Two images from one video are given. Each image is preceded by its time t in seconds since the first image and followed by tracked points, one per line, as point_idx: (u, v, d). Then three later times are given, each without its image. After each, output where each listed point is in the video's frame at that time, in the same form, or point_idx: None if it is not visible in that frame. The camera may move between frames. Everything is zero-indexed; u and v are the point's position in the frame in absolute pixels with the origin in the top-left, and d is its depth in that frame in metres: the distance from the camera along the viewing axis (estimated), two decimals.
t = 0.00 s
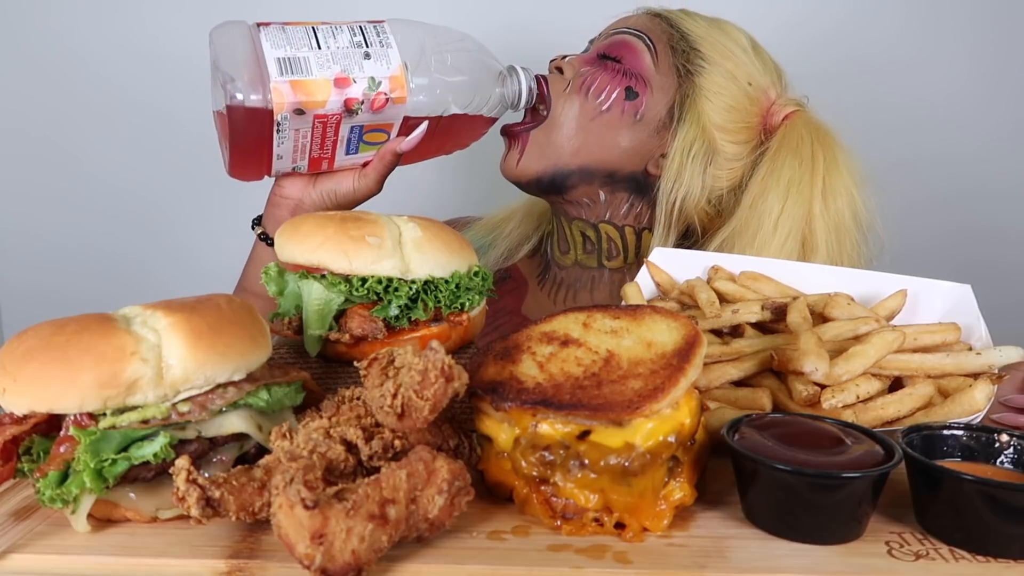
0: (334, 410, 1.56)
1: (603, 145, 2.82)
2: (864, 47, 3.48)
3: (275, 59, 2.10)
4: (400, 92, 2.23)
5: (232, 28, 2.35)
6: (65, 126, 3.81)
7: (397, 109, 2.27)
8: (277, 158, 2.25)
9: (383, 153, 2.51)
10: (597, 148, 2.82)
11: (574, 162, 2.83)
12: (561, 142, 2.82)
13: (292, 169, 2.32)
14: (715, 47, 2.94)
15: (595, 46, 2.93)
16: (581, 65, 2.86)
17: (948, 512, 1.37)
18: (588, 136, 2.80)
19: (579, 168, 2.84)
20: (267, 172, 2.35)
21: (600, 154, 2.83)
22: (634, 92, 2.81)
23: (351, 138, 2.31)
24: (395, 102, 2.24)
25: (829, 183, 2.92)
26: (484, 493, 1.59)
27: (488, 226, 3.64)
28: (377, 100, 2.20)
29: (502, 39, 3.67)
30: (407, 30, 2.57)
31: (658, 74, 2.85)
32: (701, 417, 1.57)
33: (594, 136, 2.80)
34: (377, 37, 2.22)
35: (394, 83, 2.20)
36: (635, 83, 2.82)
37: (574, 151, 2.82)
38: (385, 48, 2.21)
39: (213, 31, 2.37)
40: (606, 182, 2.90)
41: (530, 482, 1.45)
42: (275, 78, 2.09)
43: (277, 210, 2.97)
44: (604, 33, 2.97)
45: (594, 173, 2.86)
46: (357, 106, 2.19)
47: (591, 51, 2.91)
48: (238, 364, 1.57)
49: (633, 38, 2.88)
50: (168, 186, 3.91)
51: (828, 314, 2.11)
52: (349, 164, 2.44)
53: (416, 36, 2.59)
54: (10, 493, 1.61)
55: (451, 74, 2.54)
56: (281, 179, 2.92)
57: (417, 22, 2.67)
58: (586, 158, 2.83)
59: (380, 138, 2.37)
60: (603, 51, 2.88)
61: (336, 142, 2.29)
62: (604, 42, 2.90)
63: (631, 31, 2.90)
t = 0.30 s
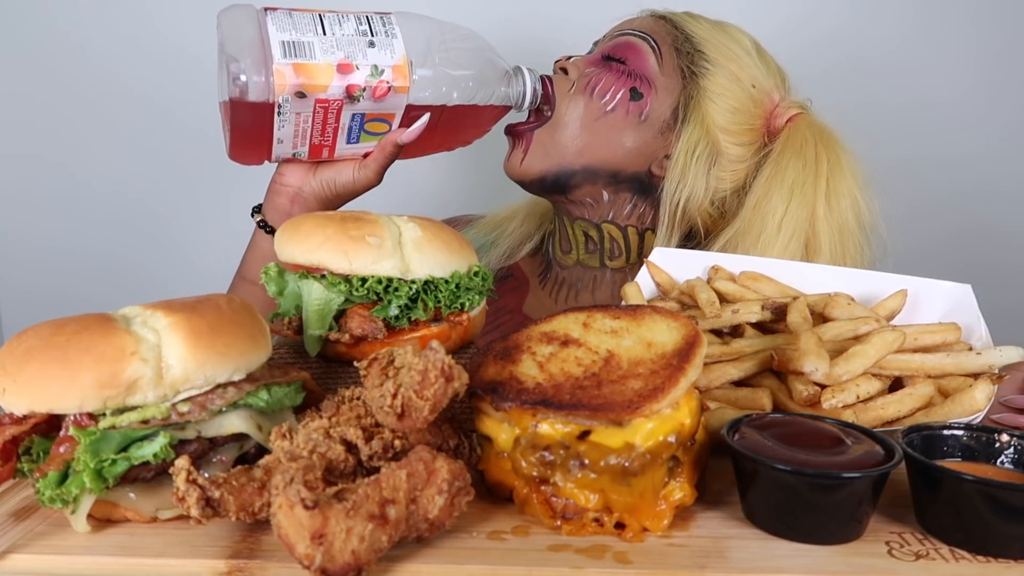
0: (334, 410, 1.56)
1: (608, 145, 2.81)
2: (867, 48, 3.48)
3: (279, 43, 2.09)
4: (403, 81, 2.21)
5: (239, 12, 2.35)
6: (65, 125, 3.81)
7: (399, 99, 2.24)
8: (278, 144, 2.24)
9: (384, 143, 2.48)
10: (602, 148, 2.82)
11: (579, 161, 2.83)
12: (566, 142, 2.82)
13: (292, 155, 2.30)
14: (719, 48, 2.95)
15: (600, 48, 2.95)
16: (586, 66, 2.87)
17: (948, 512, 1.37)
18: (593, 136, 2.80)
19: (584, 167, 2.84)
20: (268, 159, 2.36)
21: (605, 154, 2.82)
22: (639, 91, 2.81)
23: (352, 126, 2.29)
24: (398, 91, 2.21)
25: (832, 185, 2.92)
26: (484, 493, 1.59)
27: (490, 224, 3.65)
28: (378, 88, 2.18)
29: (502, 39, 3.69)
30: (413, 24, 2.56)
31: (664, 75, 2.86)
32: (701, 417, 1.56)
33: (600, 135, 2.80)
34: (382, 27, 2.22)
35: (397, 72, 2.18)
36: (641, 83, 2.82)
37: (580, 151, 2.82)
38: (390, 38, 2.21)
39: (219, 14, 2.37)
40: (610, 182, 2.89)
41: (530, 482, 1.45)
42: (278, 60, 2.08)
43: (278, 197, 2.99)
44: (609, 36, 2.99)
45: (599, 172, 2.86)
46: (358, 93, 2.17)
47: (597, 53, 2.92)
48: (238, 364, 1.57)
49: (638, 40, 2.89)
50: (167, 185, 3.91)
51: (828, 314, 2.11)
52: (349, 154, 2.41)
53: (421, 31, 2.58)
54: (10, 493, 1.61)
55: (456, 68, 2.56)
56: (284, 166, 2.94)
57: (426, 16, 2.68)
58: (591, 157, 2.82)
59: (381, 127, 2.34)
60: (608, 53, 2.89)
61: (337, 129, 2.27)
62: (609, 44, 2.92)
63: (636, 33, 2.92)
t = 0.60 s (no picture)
0: (334, 410, 1.56)
1: (609, 145, 2.81)
2: (867, 48, 3.48)
3: (286, 26, 2.09)
4: (407, 70, 2.21)
5: None
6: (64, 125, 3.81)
7: (402, 89, 2.24)
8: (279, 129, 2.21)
9: (385, 135, 2.44)
10: (604, 149, 2.82)
11: (581, 161, 2.83)
12: (568, 142, 2.82)
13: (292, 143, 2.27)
14: (722, 49, 2.96)
15: (603, 48, 2.95)
16: (590, 66, 2.86)
17: (948, 512, 1.37)
18: (594, 137, 2.80)
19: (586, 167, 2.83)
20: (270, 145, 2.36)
21: (608, 154, 2.82)
22: (641, 92, 2.81)
23: (355, 115, 2.28)
24: (401, 80, 2.21)
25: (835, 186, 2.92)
26: (484, 493, 1.59)
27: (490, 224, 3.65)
28: (382, 76, 2.18)
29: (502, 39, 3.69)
30: (419, 16, 2.56)
31: (666, 76, 2.86)
32: (701, 417, 1.56)
33: (602, 135, 2.80)
34: (389, 17, 2.23)
35: (401, 61, 2.18)
36: (643, 83, 2.82)
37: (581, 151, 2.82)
38: (397, 28, 2.21)
39: None
40: (613, 182, 2.89)
41: (531, 482, 1.45)
42: (284, 43, 2.07)
43: (277, 185, 2.99)
44: (612, 36, 2.99)
45: (601, 173, 2.85)
46: (362, 81, 2.16)
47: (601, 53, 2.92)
48: (238, 364, 1.57)
49: (641, 40, 2.89)
50: (166, 185, 3.91)
51: (828, 314, 2.11)
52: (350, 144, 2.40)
53: (428, 25, 2.59)
54: (10, 492, 1.61)
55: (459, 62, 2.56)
56: (286, 155, 2.97)
57: (434, 11, 2.70)
58: (592, 156, 2.82)
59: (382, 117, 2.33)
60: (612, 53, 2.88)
61: (340, 117, 2.26)
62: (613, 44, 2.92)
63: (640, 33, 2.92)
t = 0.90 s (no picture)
0: (335, 410, 1.56)
1: (609, 145, 2.81)
2: (867, 48, 3.48)
3: (285, 12, 2.09)
4: (405, 60, 2.21)
5: None
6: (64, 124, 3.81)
7: (399, 79, 2.23)
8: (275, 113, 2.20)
9: (383, 126, 2.42)
10: (604, 149, 2.81)
11: (581, 160, 2.83)
12: (568, 142, 2.82)
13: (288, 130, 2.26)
14: (723, 49, 2.96)
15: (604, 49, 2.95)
16: (590, 66, 2.87)
17: (948, 513, 1.37)
18: (594, 137, 2.80)
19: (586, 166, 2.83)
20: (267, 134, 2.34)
21: (608, 154, 2.82)
22: (641, 92, 2.82)
23: (352, 104, 2.27)
24: (399, 69, 2.21)
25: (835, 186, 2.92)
26: (484, 493, 1.59)
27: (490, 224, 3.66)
28: (379, 64, 2.17)
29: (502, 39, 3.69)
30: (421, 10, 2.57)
31: (667, 77, 2.86)
32: (701, 418, 1.56)
33: (601, 135, 2.80)
34: (389, 6, 2.23)
35: (399, 50, 2.18)
36: (643, 83, 2.82)
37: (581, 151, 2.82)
38: (397, 18, 2.21)
39: None
40: (614, 181, 2.88)
41: (530, 482, 1.45)
42: (282, 27, 2.07)
43: (275, 175, 2.99)
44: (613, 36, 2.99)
45: (601, 172, 2.85)
46: (360, 68, 2.16)
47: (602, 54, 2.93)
48: (238, 364, 1.57)
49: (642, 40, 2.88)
50: (166, 183, 3.91)
51: (828, 314, 2.11)
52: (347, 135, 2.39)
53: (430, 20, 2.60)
54: (10, 492, 1.61)
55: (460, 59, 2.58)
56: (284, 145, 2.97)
57: (438, 7, 2.72)
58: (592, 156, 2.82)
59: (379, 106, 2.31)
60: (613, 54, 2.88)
61: (337, 105, 2.25)
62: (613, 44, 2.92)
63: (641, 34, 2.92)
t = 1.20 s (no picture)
0: (334, 410, 1.56)
1: (609, 145, 2.81)
2: (866, 48, 3.49)
3: (283, 3, 2.09)
4: (403, 54, 2.21)
5: None
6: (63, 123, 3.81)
7: (396, 73, 2.24)
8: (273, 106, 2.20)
9: (379, 121, 2.42)
10: (604, 149, 2.81)
11: (580, 160, 2.83)
12: (568, 142, 2.82)
13: (285, 123, 2.25)
14: (722, 49, 2.96)
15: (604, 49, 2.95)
16: (591, 66, 2.87)
17: (948, 513, 1.37)
18: (594, 137, 2.80)
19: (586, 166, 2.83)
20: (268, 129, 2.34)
21: (608, 154, 2.82)
22: (641, 92, 2.82)
23: (349, 97, 2.27)
24: (396, 63, 2.21)
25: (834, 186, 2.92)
26: (484, 493, 1.59)
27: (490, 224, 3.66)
28: (376, 58, 2.18)
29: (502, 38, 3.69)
30: (421, 7, 2.59)
31: (667, 77, 2.86)
32: (701, 418, 1.56)
33: (601, 135, 2.80)
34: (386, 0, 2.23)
35: (396, 43, 2.18)
36: (643, 83, 2.82)
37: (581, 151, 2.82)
38: (395, 13, 2.21)
39: None
40: (613, 181, 2.88)
41: (530, 482, 1.45)
42: (280, 18, 2.07)
43: (272, 170, 2.99)
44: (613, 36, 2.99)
45: (601, 172, 2.85)
46: (357, 61, 2.16)
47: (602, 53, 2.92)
48: (238, 364, 1.57)
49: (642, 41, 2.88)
50: (166, 182, 3.91)
51: (828, 314, 2.11)
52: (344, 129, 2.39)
53: (427, 18, 2.62)
54: (10, 492, 1.60)
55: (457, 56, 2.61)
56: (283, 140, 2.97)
57: (438, 4, 2.73)
58: (592, 156, 2.82)
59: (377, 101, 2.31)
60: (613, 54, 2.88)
61: (334, 98, 2.25)
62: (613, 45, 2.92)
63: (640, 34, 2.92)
